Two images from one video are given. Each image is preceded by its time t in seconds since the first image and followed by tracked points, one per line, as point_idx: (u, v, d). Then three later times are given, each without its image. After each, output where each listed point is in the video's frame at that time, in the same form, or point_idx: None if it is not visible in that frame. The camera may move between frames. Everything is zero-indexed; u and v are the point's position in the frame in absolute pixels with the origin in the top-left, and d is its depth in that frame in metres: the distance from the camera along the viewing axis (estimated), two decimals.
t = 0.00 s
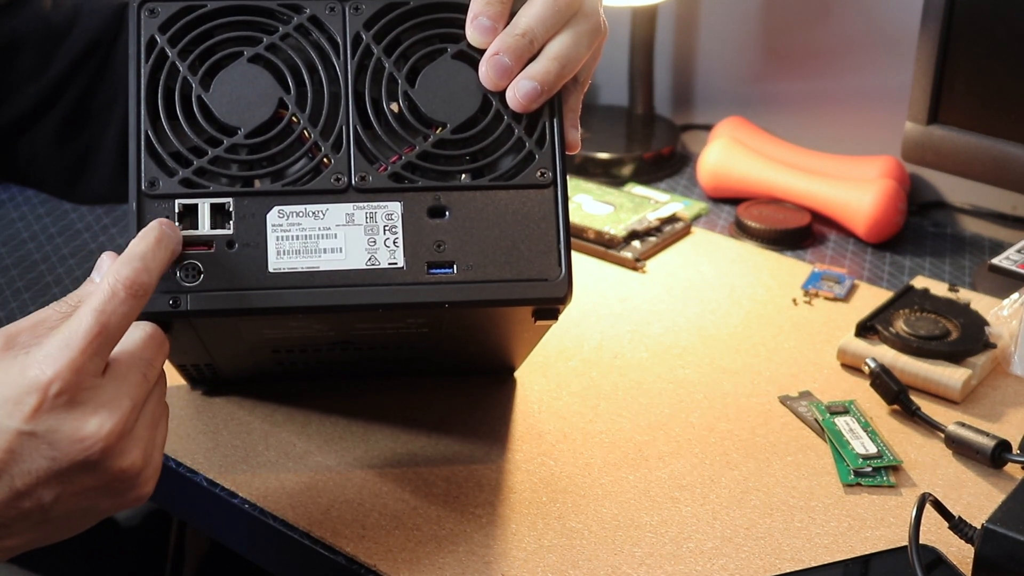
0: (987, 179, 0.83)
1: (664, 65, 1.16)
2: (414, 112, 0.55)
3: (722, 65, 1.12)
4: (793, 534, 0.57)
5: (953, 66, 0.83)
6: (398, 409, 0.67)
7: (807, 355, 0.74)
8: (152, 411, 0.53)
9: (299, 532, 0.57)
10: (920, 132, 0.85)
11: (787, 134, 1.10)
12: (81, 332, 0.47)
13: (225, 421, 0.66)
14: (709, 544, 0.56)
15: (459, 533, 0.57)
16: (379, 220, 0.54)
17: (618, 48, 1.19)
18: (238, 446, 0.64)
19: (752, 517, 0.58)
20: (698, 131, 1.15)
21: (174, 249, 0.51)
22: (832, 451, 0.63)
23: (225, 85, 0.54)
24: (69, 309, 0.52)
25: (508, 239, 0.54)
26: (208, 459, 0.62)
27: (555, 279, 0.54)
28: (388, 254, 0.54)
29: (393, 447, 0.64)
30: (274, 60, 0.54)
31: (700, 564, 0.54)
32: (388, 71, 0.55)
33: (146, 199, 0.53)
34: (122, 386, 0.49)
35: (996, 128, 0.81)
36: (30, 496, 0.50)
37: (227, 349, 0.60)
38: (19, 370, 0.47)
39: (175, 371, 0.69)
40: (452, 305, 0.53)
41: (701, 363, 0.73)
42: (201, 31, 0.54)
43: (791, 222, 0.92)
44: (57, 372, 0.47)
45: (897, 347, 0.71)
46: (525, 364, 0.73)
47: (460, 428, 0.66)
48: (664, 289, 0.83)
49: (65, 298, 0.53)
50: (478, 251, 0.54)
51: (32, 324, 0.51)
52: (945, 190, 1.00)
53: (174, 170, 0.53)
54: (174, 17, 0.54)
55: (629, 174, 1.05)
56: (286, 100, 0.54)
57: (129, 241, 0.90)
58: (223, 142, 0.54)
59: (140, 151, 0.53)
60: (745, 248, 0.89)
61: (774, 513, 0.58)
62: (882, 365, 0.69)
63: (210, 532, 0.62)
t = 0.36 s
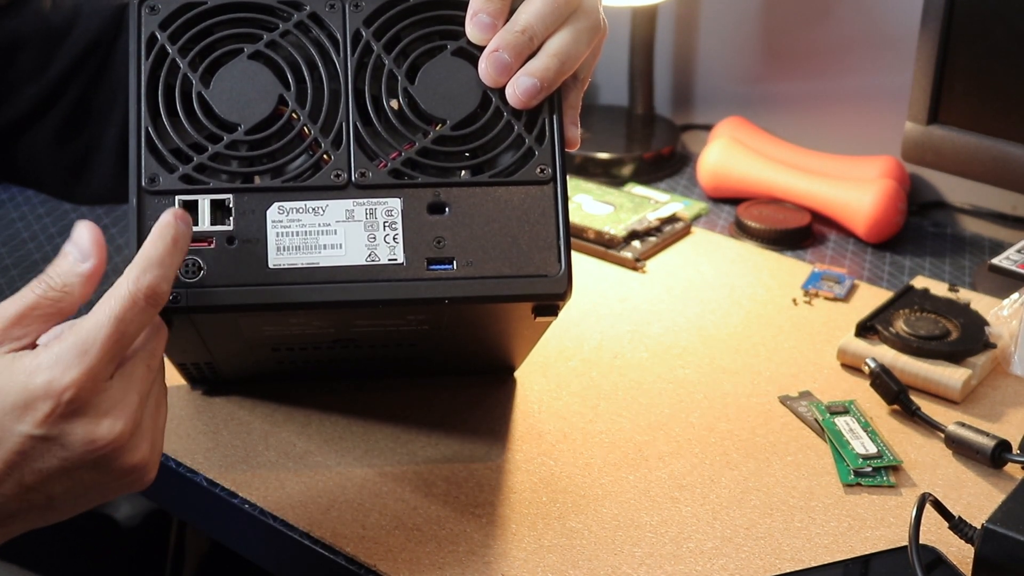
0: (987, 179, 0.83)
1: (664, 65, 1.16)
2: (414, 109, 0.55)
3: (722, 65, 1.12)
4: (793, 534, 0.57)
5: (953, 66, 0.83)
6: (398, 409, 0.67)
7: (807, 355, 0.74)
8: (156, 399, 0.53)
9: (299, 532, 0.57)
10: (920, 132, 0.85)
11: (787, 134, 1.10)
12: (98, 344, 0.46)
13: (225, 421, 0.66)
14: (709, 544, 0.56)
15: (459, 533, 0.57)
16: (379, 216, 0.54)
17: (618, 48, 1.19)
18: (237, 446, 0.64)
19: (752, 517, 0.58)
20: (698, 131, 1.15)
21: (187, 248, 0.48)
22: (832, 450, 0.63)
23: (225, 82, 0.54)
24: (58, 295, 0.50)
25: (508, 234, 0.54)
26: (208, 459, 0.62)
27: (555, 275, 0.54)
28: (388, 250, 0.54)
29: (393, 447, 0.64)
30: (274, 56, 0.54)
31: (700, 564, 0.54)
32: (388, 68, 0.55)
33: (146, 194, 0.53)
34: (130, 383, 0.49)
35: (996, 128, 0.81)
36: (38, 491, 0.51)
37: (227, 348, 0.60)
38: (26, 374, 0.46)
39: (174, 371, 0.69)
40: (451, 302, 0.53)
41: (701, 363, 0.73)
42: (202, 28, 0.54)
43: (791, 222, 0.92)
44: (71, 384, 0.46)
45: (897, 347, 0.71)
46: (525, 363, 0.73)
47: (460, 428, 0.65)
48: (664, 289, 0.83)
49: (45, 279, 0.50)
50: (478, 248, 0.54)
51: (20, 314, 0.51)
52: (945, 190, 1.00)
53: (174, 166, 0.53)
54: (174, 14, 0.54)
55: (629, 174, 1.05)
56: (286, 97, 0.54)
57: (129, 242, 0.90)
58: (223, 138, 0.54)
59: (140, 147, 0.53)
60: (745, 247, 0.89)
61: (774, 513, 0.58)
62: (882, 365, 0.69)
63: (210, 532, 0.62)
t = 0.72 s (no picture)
0: (987, 179, 0.83)
1: (664, 65, 1.16)
2: (414, 107, 0.55)
3: (722, 65, 1.12)
4: (793, 534, 0.57)
5: (953, 66, 0.83)
6: (398, 409, 0.67)
7: (807, 355, 0.74)
8: (163, 398, 0.53)
9: (299, 532, 0.57)
10: (920, 132, 0.85)
11: (787, 134, 1.10)
12: (111, 335, 0.46)
13: (225, 421, 0.66)
14: (709, 544, 0.56)
15: (460, 533, 0.57)
16: (379, 214, 0.54)
17: (618, 48, 1.19)
18: (237, 446, 0.63)
19: (752, 517, 0.58)
20: (698, 131, 1.15)
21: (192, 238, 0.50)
22: (832, 450, 0.63)
23: (225, 81, 0.54)
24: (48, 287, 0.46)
25: (508, 232, 0.54)
26: (208, 459, 0.62)
27: (555, 273, 0.54)
28: (388, 248, 0.54)
29: (393, 447, 0.64)
30: (274, 55, 0.54)
31: (700, 564, 0.54)
32: (388, 67, 0.55)
33: (146, 193, 0.53)
34: (140, 377, 0.49)
35: (996, 128, 0.81)
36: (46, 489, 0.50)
37: (228, 346, 0.60)
38: (37, 369, 0.46)
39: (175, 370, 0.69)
40: (452, 300, 0.53)
41: (701, 363, 0.73)
42: (202, 27, 0.54)
43: (791, 222, 0.92)
44: (87, 377, 0.46)
45: (897, 347, 0.71)
46: (525, 363, 0.73)
47: (460, 428, 0.65)
48: (664, 289, 0.83)
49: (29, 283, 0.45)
50: (478, 246, 0.54)
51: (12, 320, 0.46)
52: (945, 189, 1.00)
53: (174, 164, 0.53)
54: (174, 13, 0.54)
55: (629, 174, 1.05)
56: (286, 95, 0.54)
57: (129, 242, 0.90)
58: (223, 137, 0.54)
59: (139, 146, 0.53)
60: (745, 248, 0.89)
61: (774, 513, 0.58)
62: (882, 365, 0.69)
63: (210, 532, 0.62)
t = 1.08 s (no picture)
0: (987, 179, 0.83)
1: (664, 65, 1.16)
2: (414, 106, 0.55)
3: (722, 65, 1.12)
4: (793, 534, 0.57)
5: (953, 66, 0.83)
6: (398, 409, 0.67)
7: (806, 355, 0.74)
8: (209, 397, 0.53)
9: (299, 532, 0.57)
10: (920, 132, 0.85)
11: (787, 134, 1.10)
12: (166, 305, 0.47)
13: (224, 421, 0.66)
14: (709, 544, 0.56)
15: (459, 533, 0.57)
16: (379, 212, 0.54)
17: (617, 48, 1.19)
18: (237, 446, 0.63)
19: (752, 517, 0.58)
20: (698, 131, 1.15)
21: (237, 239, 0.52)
22: (832, 451, 0.63)
23: (226, 79, 0.54)
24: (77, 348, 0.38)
25: (508, 229, 0.54)
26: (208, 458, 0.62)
27: (555, 271, 0.54)
28: (388, 246, 0.54)
29: (393, 447, 0.64)
30: (275, 53, 0.54)
31: (700, 564, 0.54)
32: (388, 65, 0.55)
33: (146, 190, 0.53)
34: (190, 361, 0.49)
35: (996, 128, 0.82)
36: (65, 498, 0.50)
37: (228, 345, 0.60)
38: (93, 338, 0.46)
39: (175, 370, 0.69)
40: (452, 297, 0.53)
41: (701, 363, 0.73)
42: (202, 25, 0.54)
43: (790, 222, 0.92)
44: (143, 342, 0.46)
45: (897, 347, 0.71)
46: (525, 363, 0.73)
47: (460, 428, 0.65)
48: (664, 289, 0.83)
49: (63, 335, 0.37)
50: (478, 243, 0.54)
51: None
52: (945, 190, 1.00)
53: (174, 162, 0.53)
54: (174, 11, 0.54)
55: (629, 175, 1.05)
56: (286, 93, 0.54)
57: (129, 242, 0.90)
58: (223, 135, 0.54)
59: (140, 144, 0.53)
60: (745, 247, 0.89)
61: (774, 513, 0.58)
62: (882, 365, 0.69)
63: (209, 532, 0.62)
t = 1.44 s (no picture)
0: (987, 179, 0.83)
1: (663, 65, 1.16)
2: (413, 100, 0.55)
3: (722, 65, 1.12)
4: (793, 534, 0.57)
5: (953, 66, 0.83)
6: (398, 409, 0.67)
7: (806, 355, 0.74)
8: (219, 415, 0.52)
9: (300, 532, 0.57)
10: (920, 132, 0.85)
11: (787, 134, 1.10)
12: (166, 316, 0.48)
13: (225, 421, 0.66)
14: (709, 544, 0.56)
15: (459, 533, 0.57)
16: (378, 205, 0.54)
17: (617, 48, 1.19)
18: (238, 446, 0.63)
19: (752, 517, 0.58)
20: (698, 131, 1.15)
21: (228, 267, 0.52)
22: (832, 451, 0.63)
23: (226, 74, 0.54)
24: None
25: (508, 224, 0.54)
26: (209, 458, 0.62)
27: (555, 264, 0.54)
28: (387, 240, 0.54)
29: (393, 447, 0.64)
30: (274, 48, 0.54)
31: (700, 564, 0.54)
32: (388, 60, 0.55)
33: (146, 184, 0.53)
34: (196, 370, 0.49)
35: (997, 128, 0.82)
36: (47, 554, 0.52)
37: (228, 342, 0.60)
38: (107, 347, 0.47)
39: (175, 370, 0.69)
40: (451, 290, 0.53)
41: (701, 363, 0.73)
42: (202, 20, 0.54)
43: (791, 222, 0.92)
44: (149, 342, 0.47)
45: (897, 347, 0.71)
46: (525, 363, 0.73)
47: (460, 428, 0.65)
48: (665, 289, 0.83)
49: None
50: (478, 237, 0.54)
51: None
52: (945, 190, 1.00)
53: (174, 156, 0.53)
54: (174, 6, 0.54)
55: (629, 175, 1.05)
56: (286, 88, 0.54)
57: (129, 242, 0.90)
58: (223, 129, 0.54)
59: (140, 138, 0.53)
60: (745, 248, 0.90)
61: (774, 512, 0.58)
62: (882, 365, 0.69)
63: (209, 532, 0.62)
